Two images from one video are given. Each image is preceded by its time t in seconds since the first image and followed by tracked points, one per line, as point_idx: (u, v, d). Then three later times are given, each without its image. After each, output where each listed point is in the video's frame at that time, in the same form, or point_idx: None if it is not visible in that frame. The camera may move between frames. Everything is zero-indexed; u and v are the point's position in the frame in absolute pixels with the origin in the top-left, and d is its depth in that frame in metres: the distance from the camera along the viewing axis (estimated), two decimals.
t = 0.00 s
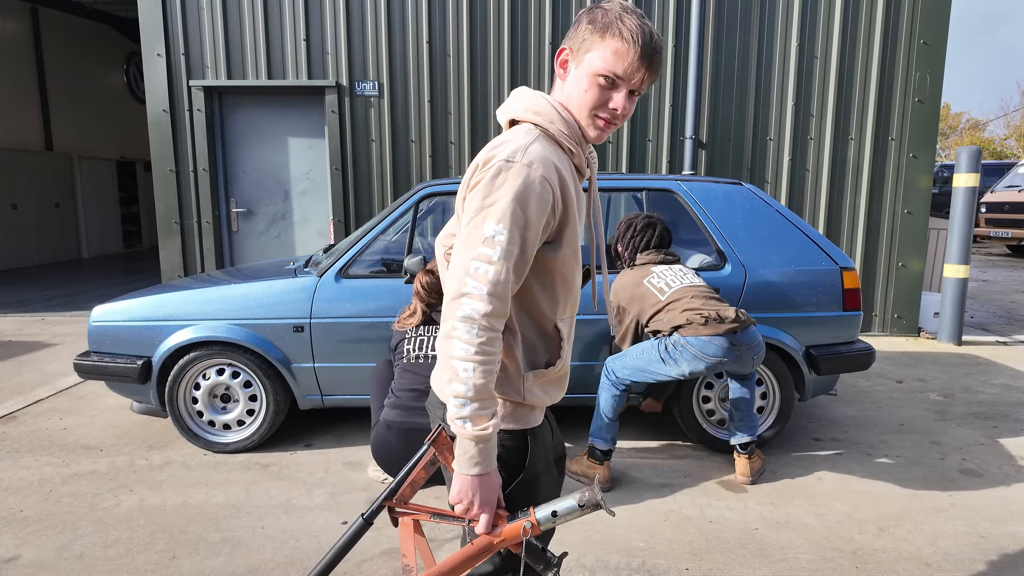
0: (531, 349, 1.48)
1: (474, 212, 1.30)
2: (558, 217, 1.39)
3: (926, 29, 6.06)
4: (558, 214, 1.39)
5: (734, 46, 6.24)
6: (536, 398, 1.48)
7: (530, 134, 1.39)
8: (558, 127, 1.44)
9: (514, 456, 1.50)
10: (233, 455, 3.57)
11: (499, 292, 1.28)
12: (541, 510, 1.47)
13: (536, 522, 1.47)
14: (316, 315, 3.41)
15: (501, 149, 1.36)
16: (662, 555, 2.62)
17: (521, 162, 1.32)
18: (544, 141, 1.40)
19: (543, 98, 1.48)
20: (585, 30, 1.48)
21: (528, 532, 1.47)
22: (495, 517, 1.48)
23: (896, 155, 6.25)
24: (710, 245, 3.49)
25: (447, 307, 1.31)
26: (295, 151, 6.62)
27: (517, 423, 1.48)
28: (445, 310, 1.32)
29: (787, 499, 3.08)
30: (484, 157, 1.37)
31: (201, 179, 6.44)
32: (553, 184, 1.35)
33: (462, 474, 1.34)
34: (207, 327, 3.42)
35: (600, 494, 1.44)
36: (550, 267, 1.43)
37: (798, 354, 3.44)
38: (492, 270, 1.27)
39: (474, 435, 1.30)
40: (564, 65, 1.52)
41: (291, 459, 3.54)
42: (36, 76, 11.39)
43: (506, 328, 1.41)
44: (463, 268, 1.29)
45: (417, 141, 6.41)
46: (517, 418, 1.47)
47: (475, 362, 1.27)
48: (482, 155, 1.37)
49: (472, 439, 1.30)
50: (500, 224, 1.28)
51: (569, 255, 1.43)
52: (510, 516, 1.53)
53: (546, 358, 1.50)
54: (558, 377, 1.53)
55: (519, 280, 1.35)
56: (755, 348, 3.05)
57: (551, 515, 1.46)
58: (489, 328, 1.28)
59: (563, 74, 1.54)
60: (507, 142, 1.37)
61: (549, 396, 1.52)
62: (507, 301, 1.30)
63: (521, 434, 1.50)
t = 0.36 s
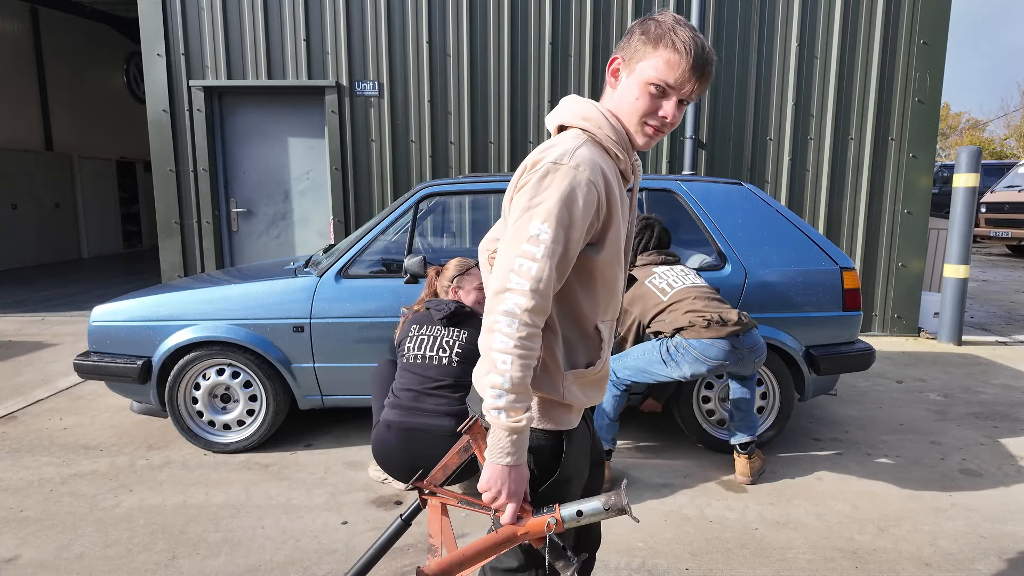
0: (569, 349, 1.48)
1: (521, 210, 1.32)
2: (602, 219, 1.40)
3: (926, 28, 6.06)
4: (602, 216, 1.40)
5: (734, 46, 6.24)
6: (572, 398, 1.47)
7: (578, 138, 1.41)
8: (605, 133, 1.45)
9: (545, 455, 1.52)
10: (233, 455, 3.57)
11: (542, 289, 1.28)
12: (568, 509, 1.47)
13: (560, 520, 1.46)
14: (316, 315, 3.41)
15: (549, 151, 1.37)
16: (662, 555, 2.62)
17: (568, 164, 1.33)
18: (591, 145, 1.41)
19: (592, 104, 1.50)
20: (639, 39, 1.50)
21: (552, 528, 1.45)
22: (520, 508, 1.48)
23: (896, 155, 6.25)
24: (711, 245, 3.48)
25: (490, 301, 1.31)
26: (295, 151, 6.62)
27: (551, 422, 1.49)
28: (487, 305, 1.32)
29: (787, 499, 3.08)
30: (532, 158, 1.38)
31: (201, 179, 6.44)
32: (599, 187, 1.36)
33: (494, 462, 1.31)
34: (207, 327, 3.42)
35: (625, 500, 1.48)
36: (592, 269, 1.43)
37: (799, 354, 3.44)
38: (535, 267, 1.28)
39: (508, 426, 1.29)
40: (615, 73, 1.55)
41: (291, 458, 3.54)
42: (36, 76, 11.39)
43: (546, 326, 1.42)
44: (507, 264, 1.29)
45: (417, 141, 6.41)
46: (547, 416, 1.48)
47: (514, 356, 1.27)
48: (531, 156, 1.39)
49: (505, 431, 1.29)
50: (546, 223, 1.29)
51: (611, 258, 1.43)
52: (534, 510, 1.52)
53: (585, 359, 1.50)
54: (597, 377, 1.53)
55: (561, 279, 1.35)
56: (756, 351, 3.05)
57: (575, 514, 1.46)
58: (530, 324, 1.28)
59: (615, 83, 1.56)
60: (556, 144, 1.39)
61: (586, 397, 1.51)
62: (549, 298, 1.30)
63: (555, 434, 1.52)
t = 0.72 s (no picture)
0: (630, 341, 1.50)
1: (587, 205, 1.31)
2: (666, 217, 1.40)
3: (926, 29, 6.06)
4: (665, 214, 1.40)
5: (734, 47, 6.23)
6: (636, 389, 1.50)
7: (641, 135, 1.40)
8: (666, 132, 1.44)
9: (621, 441, 1.54)
10: (233, 455, 3.57)
11: (609, 285, 1.28)
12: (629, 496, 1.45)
13: (619, 508, 1.44)
14: (316, 315, 3.41)
15: (615, 147, 1.37)
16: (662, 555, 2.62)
17: (635, 161, 1.33)
18: (654, 143, 1.41)
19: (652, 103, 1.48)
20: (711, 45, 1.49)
21: (612, 516, 1.44)
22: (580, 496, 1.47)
23: (896, 155, 6.25)
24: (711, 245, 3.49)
25: (554, 295, 1.32)
26: (295, 151, 6.62)
27: (615, 411, 1.50)
28: (551, 298, 1.33)
29: (787, 499, 3.08)
30: (596, 154, 1.38)
31: (201, 179, 6.44)
32: (665, 184, 1.36)
33: (556, 451, 1.32)
34: (207, 327, 3.42)
35: (684, 490, 1.40)
36: (654, 266, 1.44)
37: (798, 354, 3.45)
38: (603, 263, 1.28)
39: (572, 418, 1.29)
40: (687, 74, 1.51)
41: (291, 459, 3.54)
42: (36, 76, 11.38)
43: (610, 320, 1.43)
44: (573, 259, 1.29)
45: (417, 141, 6.41)
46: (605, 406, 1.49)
47: (579, 350, 1.28)
48: (595, 152, 1.38)
49: (569, 423, 1.30)
50: (614, 219, 1.29)
51: (674, 255, 1.44)
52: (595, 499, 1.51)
53: (642, 351, 1.52)
54: (657, 369, 1.55)
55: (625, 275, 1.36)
56: (740, 373, 3.04)
57: (634, 504, 1.43)
58: (595, 319, 1.29)
59: (680, 85, 1.53)
60: (620, 141, 1.39)
61: (647, 388, 1.54)
62: (614, 294, 1.30)
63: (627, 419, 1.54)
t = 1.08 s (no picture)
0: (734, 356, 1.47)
1: (722, 225, 1.25)
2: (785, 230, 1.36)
3: (927, 28, 6.06)
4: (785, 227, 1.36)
5: (734, 47, 6.23)
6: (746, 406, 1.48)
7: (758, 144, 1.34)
8: (773, 138, 1.41)
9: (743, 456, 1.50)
10: (232, 455, 3.57)
11: (748, 310, 1.24)
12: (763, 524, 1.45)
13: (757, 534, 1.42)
14: (316, 315, 3.41)
15: (743, 158, 1.29)
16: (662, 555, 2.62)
17: (770, 176, 1.27)
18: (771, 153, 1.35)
19: (753, 107, 1.44)
20: (814, 48, 1.44)
21: (752, 545, 1.40)
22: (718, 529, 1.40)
23: (896, 155, 6.25)
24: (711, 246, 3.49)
25: (690, 321, 1.26)
26: (295, 151, 6.63)
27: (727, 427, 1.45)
28: (685, 325, 1.26)
29: (787, 499, 3.09)
30: (721, 166, 1.29)
31: (201, 179, 6.44)
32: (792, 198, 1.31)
33: (699, 487, 1.28)
34: (207, 327, 3.42)
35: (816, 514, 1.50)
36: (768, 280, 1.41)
37: (798, 354, 3.44)
38: (746, 288, 1.23)
39: (716, 452, 1.25)
40: (791, 80, 1.47)
41: (291, 459, 3.54)
42: (36, 76, 11.37)
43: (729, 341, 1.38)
44: (712, 283, 1.24)
45: (417, 141, 6.42)
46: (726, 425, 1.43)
47: (721, 380, 1.24)
48: (720, 164, 1.30)
49: (712, 457, 1.25)
50: (754, 240, 1.24)
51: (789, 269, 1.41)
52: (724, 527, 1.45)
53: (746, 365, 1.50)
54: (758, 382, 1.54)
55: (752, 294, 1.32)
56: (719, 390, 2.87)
57: (770, 530, 1.46)
58: (736, 345, 1.25)
59: (780, 88, 1.49)
60: (745, 151, 1.31)
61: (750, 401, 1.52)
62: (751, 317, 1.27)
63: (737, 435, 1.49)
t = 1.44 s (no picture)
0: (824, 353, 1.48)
1: (837, 223, 1.25)
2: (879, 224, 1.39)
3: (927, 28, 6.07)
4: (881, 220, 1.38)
5: (735, 46, 6.23)
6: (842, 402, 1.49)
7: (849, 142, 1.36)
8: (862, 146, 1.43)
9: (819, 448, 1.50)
10: (232, 455, 3.57)
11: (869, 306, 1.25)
12: (898, 505, 1.44)
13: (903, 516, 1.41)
14: (316, 316, 3.41)
15: (847, 156, 1.30)
16: (663, 555, 2.61)
17: (876, 173, 1.28)
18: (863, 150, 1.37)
19: (841, 112, 1.44)
20: (904, 47, 1.45)
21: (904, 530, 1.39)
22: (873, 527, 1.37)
23: (896, 154, 6.25)
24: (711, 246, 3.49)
25: (815, 323, 1.25)
26: (295, 151, 6.63)
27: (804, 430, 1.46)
28: (809, 327, 1.25)
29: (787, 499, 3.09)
30: (825, 166, 1.30)
31: (201, 179, 6.44)
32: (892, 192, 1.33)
33: (853, 492, 1.28)
34: (206, 327, 3.42)
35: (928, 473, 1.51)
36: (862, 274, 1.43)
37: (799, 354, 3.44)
38: (868, 284, 1.24)
39: (864, 452, 1.24)
40: (880, 89, 1.47)
41: (291, 459, 3.55)
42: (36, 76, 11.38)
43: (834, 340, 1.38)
44: (835, 282, 1.24)
45: (417, 140, 6.42)
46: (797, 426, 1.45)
47: (855, 379, 1.24)
48: (824, 162, 1.30)
49: (859, 457, 1.25)
50: (870, 236, 1.25)
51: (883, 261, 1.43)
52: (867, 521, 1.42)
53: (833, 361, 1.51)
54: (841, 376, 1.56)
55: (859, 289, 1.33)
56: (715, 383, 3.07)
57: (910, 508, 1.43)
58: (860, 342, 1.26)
59: (868, 95, 1.48)
60: (845, 149, 1.32)
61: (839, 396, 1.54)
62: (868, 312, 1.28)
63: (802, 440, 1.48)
